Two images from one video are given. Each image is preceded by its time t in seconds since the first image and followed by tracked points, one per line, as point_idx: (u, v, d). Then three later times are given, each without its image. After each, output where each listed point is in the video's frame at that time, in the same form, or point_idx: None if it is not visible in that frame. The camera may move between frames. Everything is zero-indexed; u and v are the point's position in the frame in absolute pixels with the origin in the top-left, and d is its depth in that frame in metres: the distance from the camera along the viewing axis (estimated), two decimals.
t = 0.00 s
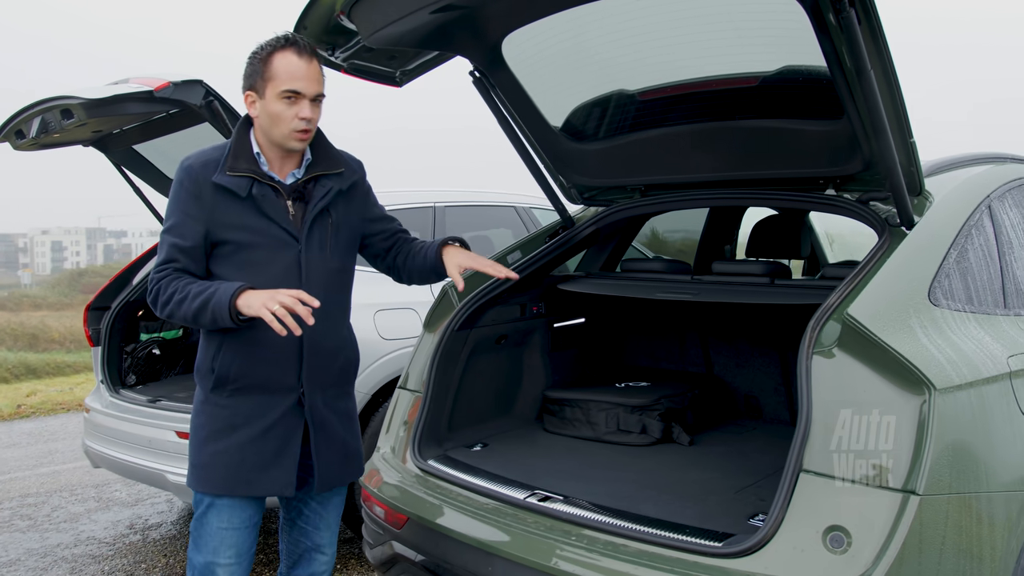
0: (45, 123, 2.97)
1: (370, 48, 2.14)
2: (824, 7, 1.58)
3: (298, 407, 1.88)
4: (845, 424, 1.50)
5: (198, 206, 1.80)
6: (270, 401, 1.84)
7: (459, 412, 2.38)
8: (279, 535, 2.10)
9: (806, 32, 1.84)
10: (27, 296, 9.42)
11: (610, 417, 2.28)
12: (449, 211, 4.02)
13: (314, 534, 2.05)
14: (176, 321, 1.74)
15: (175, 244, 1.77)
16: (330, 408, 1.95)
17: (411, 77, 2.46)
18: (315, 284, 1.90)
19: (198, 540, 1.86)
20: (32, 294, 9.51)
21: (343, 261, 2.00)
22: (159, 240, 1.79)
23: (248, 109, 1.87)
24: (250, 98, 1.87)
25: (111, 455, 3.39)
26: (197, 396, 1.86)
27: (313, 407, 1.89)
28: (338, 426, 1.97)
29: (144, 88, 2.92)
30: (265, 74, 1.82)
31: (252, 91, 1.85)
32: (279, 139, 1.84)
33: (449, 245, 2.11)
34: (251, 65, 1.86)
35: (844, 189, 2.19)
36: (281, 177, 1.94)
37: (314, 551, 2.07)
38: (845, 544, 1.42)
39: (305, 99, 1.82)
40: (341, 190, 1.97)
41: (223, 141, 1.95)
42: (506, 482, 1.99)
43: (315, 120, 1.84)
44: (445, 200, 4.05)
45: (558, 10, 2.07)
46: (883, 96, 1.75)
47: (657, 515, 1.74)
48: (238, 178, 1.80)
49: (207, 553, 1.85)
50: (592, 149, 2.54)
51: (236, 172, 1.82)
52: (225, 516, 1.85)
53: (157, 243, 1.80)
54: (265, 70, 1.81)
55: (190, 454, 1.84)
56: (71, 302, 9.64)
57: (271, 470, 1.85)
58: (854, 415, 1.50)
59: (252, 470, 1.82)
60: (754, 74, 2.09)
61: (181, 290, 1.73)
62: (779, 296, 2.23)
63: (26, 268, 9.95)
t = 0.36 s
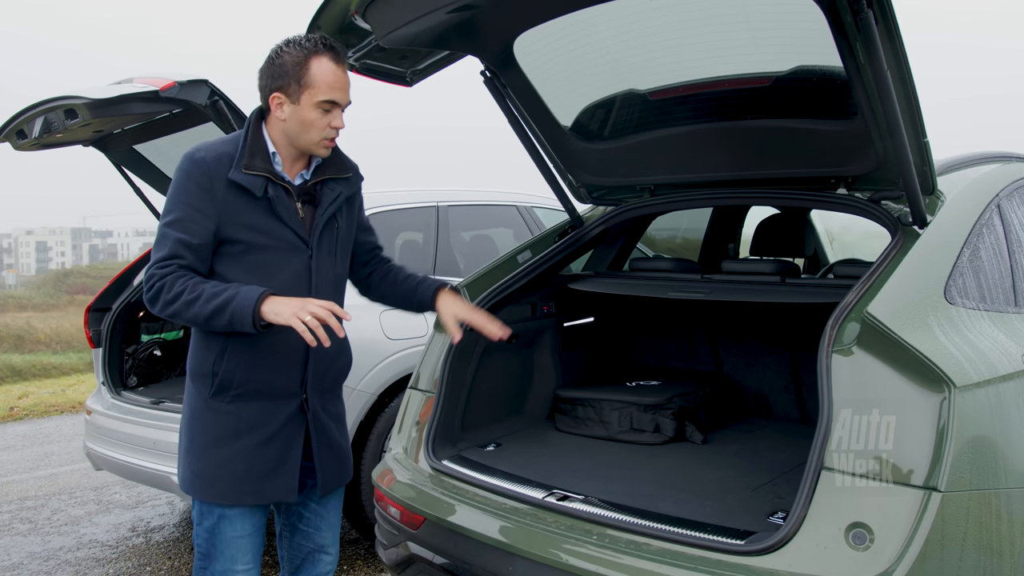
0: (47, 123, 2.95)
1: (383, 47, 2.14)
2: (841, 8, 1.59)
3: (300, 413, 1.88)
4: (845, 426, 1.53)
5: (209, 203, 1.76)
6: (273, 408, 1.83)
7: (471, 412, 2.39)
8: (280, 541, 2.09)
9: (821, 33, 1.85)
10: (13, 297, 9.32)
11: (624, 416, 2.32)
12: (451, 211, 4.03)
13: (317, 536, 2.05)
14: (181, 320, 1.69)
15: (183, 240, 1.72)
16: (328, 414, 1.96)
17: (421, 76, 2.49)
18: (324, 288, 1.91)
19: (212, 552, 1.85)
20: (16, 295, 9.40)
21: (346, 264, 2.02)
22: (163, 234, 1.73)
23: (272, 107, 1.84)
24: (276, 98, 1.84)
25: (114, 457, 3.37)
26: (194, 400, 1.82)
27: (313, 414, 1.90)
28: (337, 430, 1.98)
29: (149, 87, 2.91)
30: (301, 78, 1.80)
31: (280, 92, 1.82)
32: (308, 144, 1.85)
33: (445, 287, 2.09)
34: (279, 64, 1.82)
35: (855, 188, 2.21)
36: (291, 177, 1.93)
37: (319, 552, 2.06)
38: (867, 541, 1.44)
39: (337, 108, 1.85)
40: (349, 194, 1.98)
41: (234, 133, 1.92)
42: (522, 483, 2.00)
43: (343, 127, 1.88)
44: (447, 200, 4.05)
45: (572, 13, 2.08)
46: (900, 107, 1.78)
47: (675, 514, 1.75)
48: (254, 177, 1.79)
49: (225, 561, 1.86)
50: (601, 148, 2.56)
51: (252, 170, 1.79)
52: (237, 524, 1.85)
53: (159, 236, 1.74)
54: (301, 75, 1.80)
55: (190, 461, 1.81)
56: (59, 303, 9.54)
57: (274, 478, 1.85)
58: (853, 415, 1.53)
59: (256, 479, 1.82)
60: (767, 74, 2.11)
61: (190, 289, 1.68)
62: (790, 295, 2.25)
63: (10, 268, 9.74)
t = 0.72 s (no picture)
0: (50, 126, 2.93)
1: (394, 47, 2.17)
2: (856, 10, 1.61)
3: (287, 425, 1.89)
4: (845, 426, 1.55)
5: (205, 213, 1.72)
6: (263, 422, 1.83)
7: (479, 414, 2.41)
8: (264, 560, 2.07)
9: (833, 35, 1.86)
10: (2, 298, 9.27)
11: (633, 416, 2.37)
12: (453, 212, 4.04)
13: (301, 544, 2.03)
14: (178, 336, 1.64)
15: (178, 253, 1.67)
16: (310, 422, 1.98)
17: (429, 79, 2.52)
18: (307, 298, 1.93)
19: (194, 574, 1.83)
20: (6, 297, 9.28)
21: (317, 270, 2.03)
22: (152, 245, 1.67)
23: (263, 112, 1.79)
24: (266, 102, 1.79)
25: (115, 461, 3.35)
26: (178, 420, 1.75)
27: (300, 425, 1.92)
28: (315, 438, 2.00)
29: (153, 89, 2.91)
30: (295, 82, 1.76)
31: (272, 96, 1.77)
32: (301, 148, 1.82)
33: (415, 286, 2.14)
34: (271, 67, 1.76)
35: (863, 189, 2.23)
36: (274, 181, 1.91)
37: (307, 561, 2.04)
38: (882, 539, 1.44)
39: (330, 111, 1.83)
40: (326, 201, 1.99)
41: (218, 134, 1.86)
42: (534, 484, 2.01)
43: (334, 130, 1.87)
44: (448, 200, 4.06)
45: (584, 14, 2.08)
46: (915, 122, 1.82)
47: (688, 515, 1.76)
48: (250, 185, 1.76)
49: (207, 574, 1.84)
50: (610, 150, 2.57)
51: (247, 178, 1.77)
52: (218, 539, 1.83)
53: (148, 248, 1.67)
54: (296, 79, 1.76)
55: (175, 483, 1.75)
56: (48, 304, 9.48)
57: (268, 492, 1.85)
58: (854, 416, 1.54)
59: (249, 494, 1.81)
60: (776, 76, 2.12)
61: (189, 303, 1.64)
62: (798, 295, 2.26)
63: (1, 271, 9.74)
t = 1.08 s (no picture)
0: (50, 122, 2.93)
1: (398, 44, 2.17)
2: (861, 8, 1.62)
3: (292, 415, 1.90)
4: (847, 426, 1.56)
5: (164, 218, 1.71)
6: (267, 417, 1.83)
7: (484, 411, 2.42)
8: (286, 561, 2.07)
9: (836, 33, 1.87)
10: None
11: (637, 412, 2.39)
12: (453, 209, 4.04)
13: (321, 542, 2.04)
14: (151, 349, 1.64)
15: (142, 264, 1.67)
16: (316, 412, 1.99)
17: (432, 76, 2.52)
18: (290, 285, 1.93)
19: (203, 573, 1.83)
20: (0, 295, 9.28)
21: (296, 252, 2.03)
22: (116, 260, 1.67)
23: (214, 110, 1.78)
24: (216, 99, 1.78)
25: (116, 459, 3.34)
26: (180, 426, 1.76)
27: (306, 412, 1.93)
28: (325, 424, 2.01)
29: (154, 86, 2.91)
30: (245, 79, 1.76)
31: (223, 94, 1.77)
32: (256, 142, 1.84)
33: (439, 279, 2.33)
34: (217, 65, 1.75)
35: (866, 185, 2.24)
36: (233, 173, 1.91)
37: (328, 559, 2.04)
38: (889, 535, 1.45)
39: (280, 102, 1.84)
40: (292, 179, 1.98)
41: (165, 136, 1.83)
42: (540, 480, 2.02)
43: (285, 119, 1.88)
44: (448, 198, 4.06)
45: (589, 12, 2.08)
46: (916, 107, 1.80)
47: (693, 511, 1.77)
48: (206, 181, 1.75)
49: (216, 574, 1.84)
50: (613, 147, 2.58)
51: (201, 174, 1.75)
52: (227, 537, 1.83)
53: (113, 264, 1.67)
54: (247, 75, 1.76)
55: (185, 489, 1.76)
56: (43, 302, 9.44)
57: (281, 484, 1.87)
58: (854, 415, 1.56)
59: (266, 489, 1.84)
60: (779, 73, 2.13)
61: (159, 315, 1.64)
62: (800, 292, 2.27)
63: None
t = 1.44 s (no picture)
0: (44, 119, 2.93)
1: (394, 42, 2.17)
2: (855, 6, 1.62)
3: (307, 411, 1.90)
4: (845, 425, 1.56)
5: (173, 220, 1.70)
6: (281, 413, 1.83)
7: (479, 408, 2.42)
8: (308, 552, 2.06)
9: (831, 31, 1.88)
10: None
11: (633, 409, 2.40)
12: (449, 206, 4.04)
13: (344, 534, 2.03)
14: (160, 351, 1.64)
15: (152, 266, 1.66)
16: (331, 407, 1.99)
17: (428, 73, 2.53)
18: (301, 284, 1.92)
19: (216, 566, 1.83)
20: None
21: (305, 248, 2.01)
22: (126, 263, 1.66)
23: (224, 111, 1.76)
24: (224, 100, 1.76)
25: (111, 455, 3.34)
26: (194, 424, 1.75)
27: (320, 407, 1.92)
28: (342, 418, 2.01)
29: (149, 82, 2.90)
30: (256, 80, 1.74)
31: (233, 95, 1.75)
32: (264, 142, 1.83)
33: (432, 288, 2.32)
34: (227, 67, 1.72)
35: (861, 183, 2.24)
36: (240, 172, 1.90)
37: (350, 551, 2.04)
38: (885, 530, 1.46)
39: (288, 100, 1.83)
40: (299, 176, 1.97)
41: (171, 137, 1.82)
42: (536, 477, 2.03)
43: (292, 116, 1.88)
44: (444, 195, 4.06)
45: (584, 10, 2.09)
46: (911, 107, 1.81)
47: (690, 507, 1.77)
48: (214, 181, 1.73)
49: (229, 568, 1.84)
50: (609, 144, 2.59)
51: (208, 174, 1.73)
52: (239, 530, 1.82)
53: (122, 267, 1.67)
54: (255, 76, 1.74)
55: (198, 486, 1.76)
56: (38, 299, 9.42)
57: (296, 480, 1.87)
58: (854, 415, 1.56)
59: (280, 484, 1.83)
60: (774, 71, 2.13)
61: (168, 317, 1.64)
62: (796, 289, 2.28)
63: None
